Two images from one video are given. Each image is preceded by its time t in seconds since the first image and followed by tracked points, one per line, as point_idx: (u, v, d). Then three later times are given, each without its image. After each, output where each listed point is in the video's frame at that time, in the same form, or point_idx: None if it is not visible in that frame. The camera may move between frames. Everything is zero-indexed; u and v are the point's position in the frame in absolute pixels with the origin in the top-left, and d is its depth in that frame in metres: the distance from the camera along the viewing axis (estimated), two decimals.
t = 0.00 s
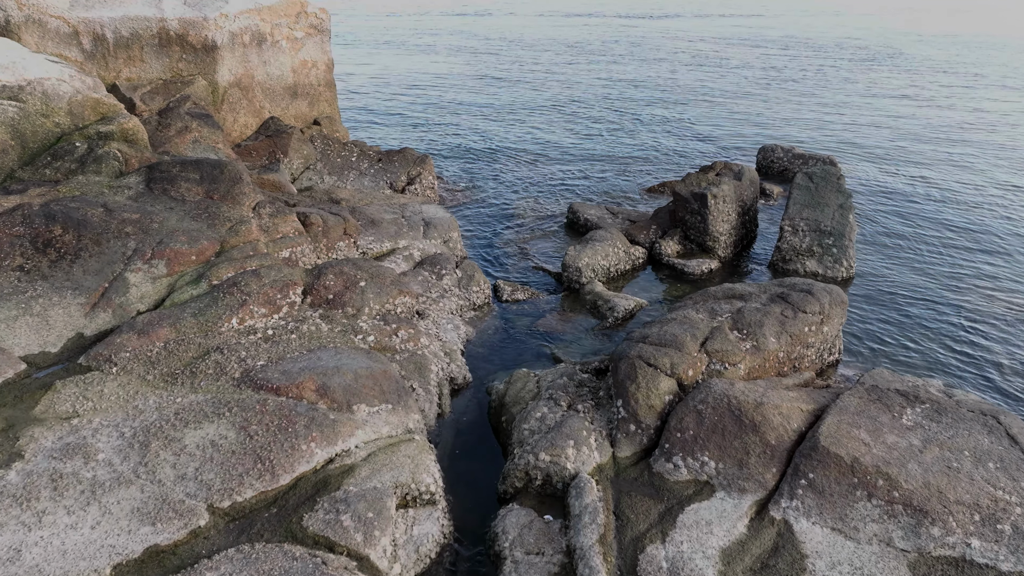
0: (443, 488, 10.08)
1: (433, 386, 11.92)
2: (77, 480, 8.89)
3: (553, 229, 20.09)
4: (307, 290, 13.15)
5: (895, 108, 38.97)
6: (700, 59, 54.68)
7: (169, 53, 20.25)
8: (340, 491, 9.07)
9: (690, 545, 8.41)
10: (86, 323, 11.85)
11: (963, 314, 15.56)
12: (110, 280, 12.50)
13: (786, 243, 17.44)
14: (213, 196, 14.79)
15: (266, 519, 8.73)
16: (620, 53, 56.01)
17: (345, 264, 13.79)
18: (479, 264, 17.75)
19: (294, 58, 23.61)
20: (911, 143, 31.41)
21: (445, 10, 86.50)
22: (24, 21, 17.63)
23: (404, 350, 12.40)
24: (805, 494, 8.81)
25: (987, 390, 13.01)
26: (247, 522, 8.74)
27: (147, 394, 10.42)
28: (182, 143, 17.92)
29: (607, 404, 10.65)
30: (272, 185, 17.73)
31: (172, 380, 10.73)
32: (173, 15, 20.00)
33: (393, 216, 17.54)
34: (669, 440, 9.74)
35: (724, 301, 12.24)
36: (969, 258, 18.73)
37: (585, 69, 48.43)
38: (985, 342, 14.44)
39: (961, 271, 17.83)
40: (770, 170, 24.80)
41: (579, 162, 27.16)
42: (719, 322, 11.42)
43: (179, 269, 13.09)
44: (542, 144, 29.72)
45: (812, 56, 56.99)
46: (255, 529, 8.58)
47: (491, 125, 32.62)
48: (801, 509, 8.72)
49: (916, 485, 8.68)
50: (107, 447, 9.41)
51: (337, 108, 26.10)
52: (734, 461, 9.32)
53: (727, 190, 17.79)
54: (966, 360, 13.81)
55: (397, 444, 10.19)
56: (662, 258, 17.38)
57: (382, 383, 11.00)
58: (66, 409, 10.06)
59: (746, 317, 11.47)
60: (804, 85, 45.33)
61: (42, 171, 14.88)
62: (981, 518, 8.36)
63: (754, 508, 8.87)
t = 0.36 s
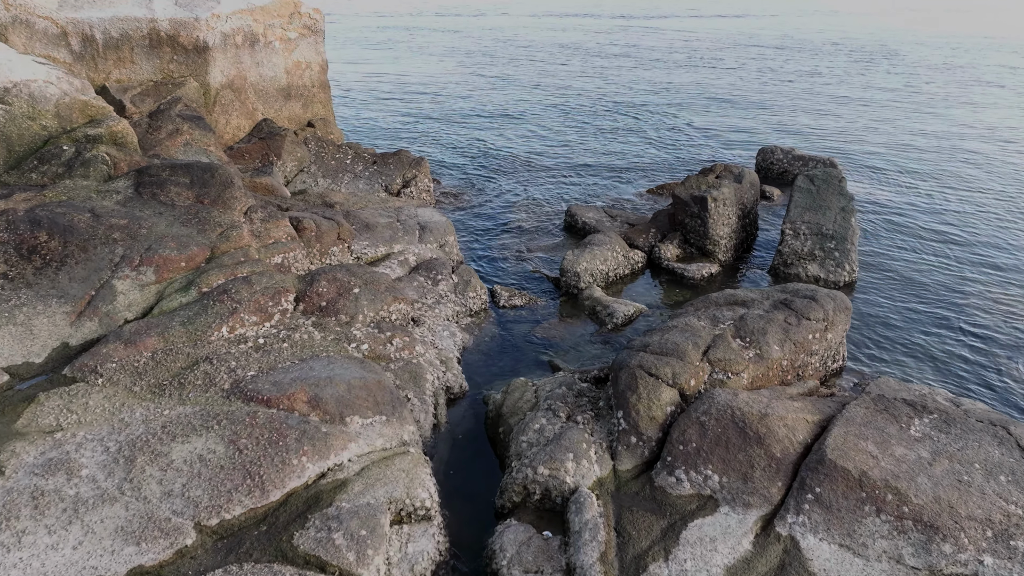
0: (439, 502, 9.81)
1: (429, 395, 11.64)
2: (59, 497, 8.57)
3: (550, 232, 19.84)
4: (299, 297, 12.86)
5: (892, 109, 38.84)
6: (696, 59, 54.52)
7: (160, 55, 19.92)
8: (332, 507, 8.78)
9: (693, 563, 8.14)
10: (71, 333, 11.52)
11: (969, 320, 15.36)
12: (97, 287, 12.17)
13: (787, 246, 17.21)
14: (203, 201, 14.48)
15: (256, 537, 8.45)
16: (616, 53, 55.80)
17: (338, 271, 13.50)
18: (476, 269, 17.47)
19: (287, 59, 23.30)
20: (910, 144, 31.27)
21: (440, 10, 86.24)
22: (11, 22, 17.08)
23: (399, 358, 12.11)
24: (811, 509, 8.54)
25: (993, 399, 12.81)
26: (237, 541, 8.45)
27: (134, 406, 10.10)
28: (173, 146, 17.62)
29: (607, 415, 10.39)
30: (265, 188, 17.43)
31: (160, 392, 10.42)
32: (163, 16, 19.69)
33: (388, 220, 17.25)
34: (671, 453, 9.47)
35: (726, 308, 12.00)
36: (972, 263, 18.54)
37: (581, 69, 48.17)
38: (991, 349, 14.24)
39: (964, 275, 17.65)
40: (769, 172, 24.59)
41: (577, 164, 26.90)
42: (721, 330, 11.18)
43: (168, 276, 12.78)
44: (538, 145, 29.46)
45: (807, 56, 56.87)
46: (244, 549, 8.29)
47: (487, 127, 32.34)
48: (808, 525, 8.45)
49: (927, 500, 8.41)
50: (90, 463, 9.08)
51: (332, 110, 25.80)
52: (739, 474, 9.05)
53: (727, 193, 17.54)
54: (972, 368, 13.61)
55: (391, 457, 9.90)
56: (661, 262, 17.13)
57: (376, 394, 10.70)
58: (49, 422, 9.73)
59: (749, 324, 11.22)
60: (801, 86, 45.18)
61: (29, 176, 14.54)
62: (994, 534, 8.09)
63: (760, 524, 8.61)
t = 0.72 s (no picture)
0: (434, 517, 9.52)
1: (424, 406, 11.33)
2: (38, 516, 8.23)
3: (548, 235, 19.55)
4: (291, 304, 12.55)
5: (889, 110, 38.70)
6: (692, 60, 54.36)
7: (150, 56, 19.61)
8: (323, 525, 8.47)
9: None
10: (55, 342, 11.21)
11: (975, 325, 15.11)
12: (83, 295, 11.85)
13: (788, 250, 16.96)
14: (193, 205, 14.16)
15: (244, 558, 8.14)
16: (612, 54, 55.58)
17: (331, 277, 13.19)
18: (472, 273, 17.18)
19: (280, 60, 23.01)
20: (909, 145, 31.09)
21: (435, 10, 85.96)
22: None
23: (393, 367, 11.80)
24: (819, 525, 8.25)
25: (1002, 407, 12.56)
26: (224, 561, 8.14)
27: (118, 419, 9.78)
28: (163, 149, 17.29)
29: (607, 427, 10.11)
30: (257, 192, 17.10)
31: (146, 404, 10.09)
32: (154, 16, 19.37)
33: (382, 224, 16.94)
34: (673, 466, 9.19)
35: (728, 315, 11.73)
36: (976, 266, 18.30)
37: (577, 70, 47.93)
38: (997, 355, 13.99)
39: (968, 279, 17.44)
40: (769, 174, 24.36)
41: (574, 166, 26.61)
42: (723, 338, 10.91)
43: (156, 283, 12.47)
44: (535, 147, 29.19)
45: (803, 57, 56.73)
46: (232, 569, 7.99)
47: (483, 128, 32.05)
48: (815, 542, 8.16)
49: (938, 515, 8.11)
50: (72, 479, 8.73)
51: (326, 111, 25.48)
52: (743, 488, 8.77)
53: (728, 196, 17.28)
54: (980, 375, 13.35)
55: (385, 471, 9.61)
56: (661, 266, 16.87)
57: (370, 405, 10.40)
58: (30, 437, 9.38)
59: (752, 332, 10.96)
60: (798, 86, 45.01)
61: (14, 180, 14.19)
62: (1008, 550, 7.80)
63: (766, 540, 8.32)
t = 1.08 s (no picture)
0: (429, 534, 9.22)
1: (419, 417, 11.02)
2: (17, 536, 7.91)
3: (545, 239, 19.26)
4: (283, 311, 12.24)
5: (887, 111, 38.55)
6: (688, 60, 54.19)
7: (140, 56, 19.22)
8: (313, 544, 8.15)
9: None
10: (38, 352, 10.87)
11: (980, 331, 14.87)
12: (67, 303, 11.52)
13: (790, 254, 16.70)
14: (182, 209, 13.83)
15: None
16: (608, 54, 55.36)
17: (324, 283, 12.87)
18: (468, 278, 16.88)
19: (273, 60, 22.71)
20: (908, 147, 30.90)
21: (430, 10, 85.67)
22: None
23: (387, 377, 11.50)
24: (827, 543, 7.97)
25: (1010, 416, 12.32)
26: None
27: (103, 432, 9.45)
28: (153, 152, 16.96)
29: (608, 438, 9.83)
30: (249, 195, 16.78)
31: (131, 416, 9.77)
32: (144, 16, 19.01)
33: (377, 228, 16.63)
34: (675, 480, 8.90)
35: (730, 323, 11.45)
36: (980, 270, 18.07)
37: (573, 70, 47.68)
38: (1004, 362, 13.76)
39: (971, 283, 17.23)
40: (768, 176, 24.11)
41: (571, 167, 26.33)
42: (726, 347, 10.63)
43: (144, 290, 12.15)
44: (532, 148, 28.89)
45: (800, 57, 56.56)
46: None
47: (479, 129, 31.76)
48: (823, 560, 7.88)
49: (951, 531, 7.82)
50: (53, 496, 8.40)
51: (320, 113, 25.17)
52: (748, 503, 8.48)
53: (728, 198, 17.01)
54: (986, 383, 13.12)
55: (378, 486, 9.31)
56: (660, 271, 16.59)
57: (363, 417, 10.09)
58: (9, 452, 9.03)
59: (756, 340, 10.68)
60: (795, 87, 44.81)
61: None
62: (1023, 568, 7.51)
63: (772, 559, 8.04)
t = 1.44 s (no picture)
0: (424, 552, 8.92)
1: (414, 429, 10.72)
2: None
3: (543, 242, 18.96)
4: (274, 319, 11.94)
5: (886, 111, 38.35)
6: (685, 60, 53.95)
7: (130, 57, 18.87)
8: (303, 565, 7.84)
9: None
10: (21, 363, 10.53)
11: (987, 338, 14.64)
12: (52, 311, 11.17)
13: (792, 258, 16.45)
14: (172, 214, 13.51)
15: None
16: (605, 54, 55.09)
17: (317, 290, 12.56)
18: (465, 283, 16.57)
19: (266, 61, 22.38)
20: (907, 148, 30.69)
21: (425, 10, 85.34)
22: None
23: (382, 387, 11.19)
24: (837, 561, 7.69)
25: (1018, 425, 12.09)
26: None
27: (86, 447, 9.13)
28: (143, 155, 16.64)
29: (609, 451, 9.55)
30: (241, 199, 16.45)
31: (117, 430, 9.45)
32: (133, 16, 18.66)
33: (372, 232, 16.31)
34: (679, 496, 8.61)
35: (734, 330, 11.17)
36: (985, 275, 17.84)
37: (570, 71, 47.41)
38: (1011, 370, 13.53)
39: (977, 288, 17.00)
40: (768, 178, 23.85)
41: (569, 169, 26.04)
42: (730, 356, 10.35)
43: (132, 298, 11.82)
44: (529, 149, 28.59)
45: (797, 57, 56.35)
46: None
47: (476, 130, 31.46)
48: None
49: (965, 548, 7.55)
50: (33, 516, 8.08)
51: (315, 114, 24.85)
52: (755, 519, 8.20)
53: (729, 201, 16.73)
54: (994, 391, 12.89)
55: (372, 502, 9.00)
56: (660, 275, 16.31)
57: (356, 430, 9.79)
58: None
59: (760, 348, 10.41)
60: (793, 87, 44.58)
61: None
62: None
63: None
